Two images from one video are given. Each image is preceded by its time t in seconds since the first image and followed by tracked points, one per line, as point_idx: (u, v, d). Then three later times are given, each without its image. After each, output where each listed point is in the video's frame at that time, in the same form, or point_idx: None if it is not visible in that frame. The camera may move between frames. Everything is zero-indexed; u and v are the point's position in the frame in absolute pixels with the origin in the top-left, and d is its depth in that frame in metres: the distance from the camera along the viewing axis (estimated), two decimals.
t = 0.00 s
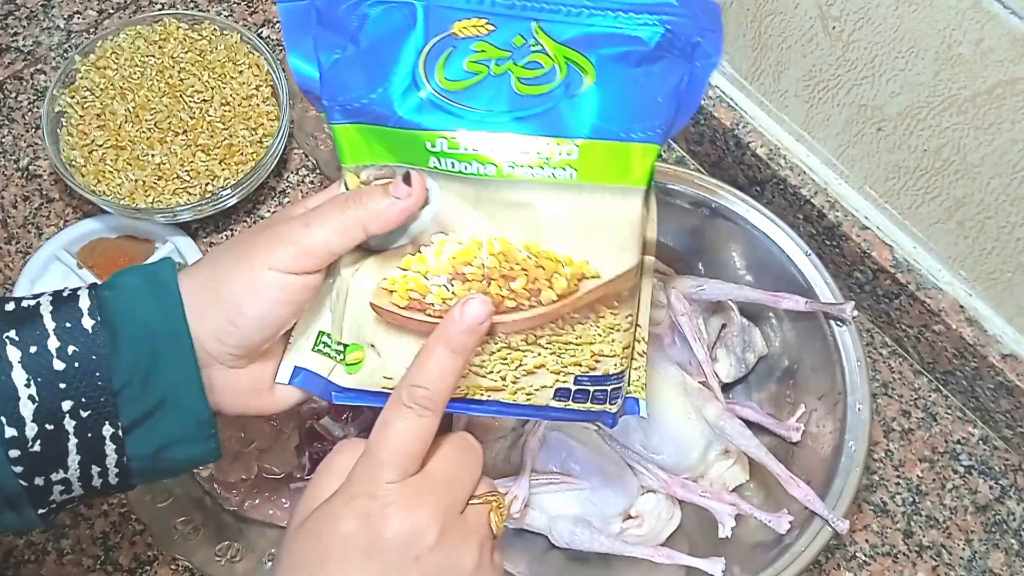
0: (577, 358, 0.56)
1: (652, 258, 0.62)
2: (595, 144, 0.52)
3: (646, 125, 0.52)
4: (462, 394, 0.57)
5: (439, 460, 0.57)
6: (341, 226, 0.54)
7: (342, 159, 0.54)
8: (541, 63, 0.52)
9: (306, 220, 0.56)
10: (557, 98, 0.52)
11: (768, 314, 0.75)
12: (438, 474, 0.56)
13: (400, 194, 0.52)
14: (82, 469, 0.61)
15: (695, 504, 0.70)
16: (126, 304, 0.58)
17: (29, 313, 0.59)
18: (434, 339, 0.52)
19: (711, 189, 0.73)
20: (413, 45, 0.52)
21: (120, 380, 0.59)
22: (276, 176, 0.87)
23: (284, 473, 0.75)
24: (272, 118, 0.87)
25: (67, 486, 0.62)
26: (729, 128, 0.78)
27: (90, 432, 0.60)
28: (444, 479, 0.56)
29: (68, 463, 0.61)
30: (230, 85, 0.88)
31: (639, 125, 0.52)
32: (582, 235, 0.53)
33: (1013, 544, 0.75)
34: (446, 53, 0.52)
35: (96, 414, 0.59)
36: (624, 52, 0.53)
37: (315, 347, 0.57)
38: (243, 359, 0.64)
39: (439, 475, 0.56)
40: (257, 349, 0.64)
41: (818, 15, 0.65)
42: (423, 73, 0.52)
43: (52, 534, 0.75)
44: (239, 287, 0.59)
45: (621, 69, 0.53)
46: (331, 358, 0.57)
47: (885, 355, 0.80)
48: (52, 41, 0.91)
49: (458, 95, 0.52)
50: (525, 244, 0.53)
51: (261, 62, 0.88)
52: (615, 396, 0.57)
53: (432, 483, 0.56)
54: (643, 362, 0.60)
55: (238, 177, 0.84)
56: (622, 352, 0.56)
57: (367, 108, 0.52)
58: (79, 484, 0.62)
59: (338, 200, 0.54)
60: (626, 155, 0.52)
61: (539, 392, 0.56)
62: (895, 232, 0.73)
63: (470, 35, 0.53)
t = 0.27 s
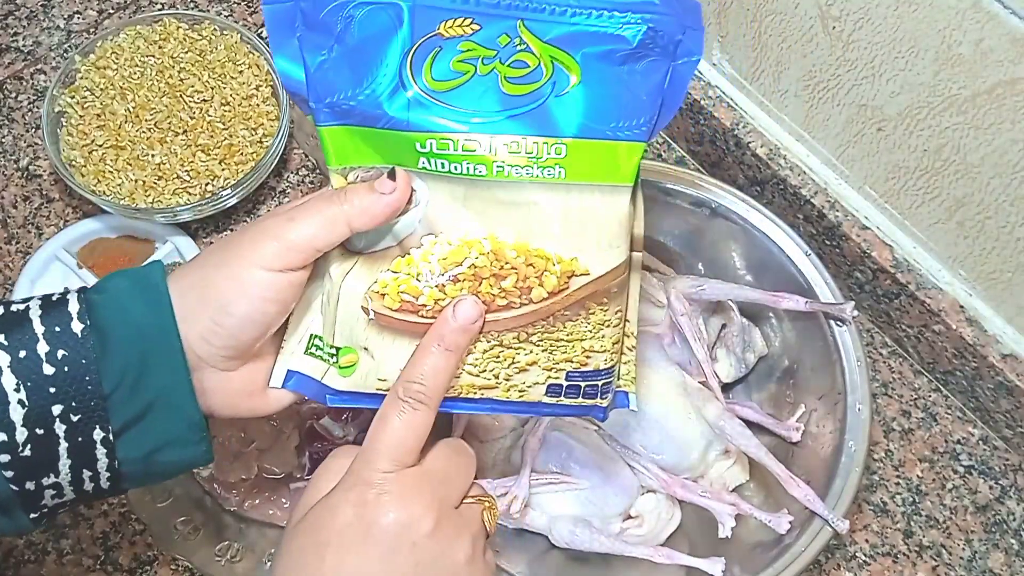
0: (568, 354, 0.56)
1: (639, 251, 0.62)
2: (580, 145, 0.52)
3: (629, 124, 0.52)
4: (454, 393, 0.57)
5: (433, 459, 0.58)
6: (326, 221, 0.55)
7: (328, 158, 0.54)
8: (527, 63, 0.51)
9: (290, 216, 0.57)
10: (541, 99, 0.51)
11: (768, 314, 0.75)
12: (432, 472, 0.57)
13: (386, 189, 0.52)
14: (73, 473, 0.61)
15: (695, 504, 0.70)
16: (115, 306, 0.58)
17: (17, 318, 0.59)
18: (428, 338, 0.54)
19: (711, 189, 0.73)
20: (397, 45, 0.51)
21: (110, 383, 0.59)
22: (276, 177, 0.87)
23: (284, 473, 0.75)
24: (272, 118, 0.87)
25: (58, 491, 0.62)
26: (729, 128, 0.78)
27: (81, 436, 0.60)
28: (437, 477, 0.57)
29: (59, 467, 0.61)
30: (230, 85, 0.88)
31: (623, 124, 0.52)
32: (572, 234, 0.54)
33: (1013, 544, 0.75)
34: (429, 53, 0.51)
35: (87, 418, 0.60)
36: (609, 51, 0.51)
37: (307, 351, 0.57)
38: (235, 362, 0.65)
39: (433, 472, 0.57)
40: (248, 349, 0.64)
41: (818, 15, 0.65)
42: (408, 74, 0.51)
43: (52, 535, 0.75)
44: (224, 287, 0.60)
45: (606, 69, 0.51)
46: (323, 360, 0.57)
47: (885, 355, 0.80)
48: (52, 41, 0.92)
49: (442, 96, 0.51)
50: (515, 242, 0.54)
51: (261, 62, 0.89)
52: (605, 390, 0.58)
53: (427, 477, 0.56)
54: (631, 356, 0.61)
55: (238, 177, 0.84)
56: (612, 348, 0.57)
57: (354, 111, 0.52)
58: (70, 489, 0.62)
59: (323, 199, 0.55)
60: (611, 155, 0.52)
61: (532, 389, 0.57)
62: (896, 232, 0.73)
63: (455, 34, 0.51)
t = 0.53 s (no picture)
0: (561, 368, 0.57)
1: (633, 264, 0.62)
2: (570, 156, 0.54)
3: (620, 138, 0.54)
4: (449, 407, 0.57)
5: (430, 476, 0.57)
6: (311, 226, 0.56)
7: (319, 168, 0.55)
8: (519, 75, 0.53)
9: (278, 219, 0.59)
10: (534, 112, 0.53)
11: (768, 314, 0.75)
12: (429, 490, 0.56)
13: (374, 197, 0.54)
14: (68, 481, 0.62)
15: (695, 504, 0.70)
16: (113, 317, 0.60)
17: (15, 326, 0.60)
18: (422, 351, 0.54)
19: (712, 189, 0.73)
20: (392, 58, 0.52)
21: (106, 392, 0.60)
22: (276, 177, 0.87)
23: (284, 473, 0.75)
24: (272, 118, 0.87)
25: (52, 499, 0.63)
26: (729, 128, 0.78)
27: (77, 445, 0.61)
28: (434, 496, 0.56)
29: (54, 475, 0.62)
30: (230, 85, 0.88)
31: (615, 138, 0.54)
32: (563, 244, 0.55)
33: (1013, 544, 0.75)
34: (423, 66, 0.52)
35: (82, 427, 0.60)
36: (600, 65, 0.53)
37: (301, 365, 0.58)
38: (231, 371, 0.67)
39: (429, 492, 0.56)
40: (244, 358, 0.66)
41: (818, 16, 0.65)
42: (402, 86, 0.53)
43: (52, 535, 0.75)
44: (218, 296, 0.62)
45: (597, 82, 0.53)
46: (316, 374, 0.57)
47: (885, 355, 0.80)
48: (52, 41, 0.92)
49: (437, 107, 0.53)
50: (506, 254, 0.55)
51: (261, 62, 0.89)
52: (599, 405, 0.58)
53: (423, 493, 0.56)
54: (627, 370, 0.61)
55: (239, 177, 0.84)
56: (605, 361, 0.58)
57: (349, 121, 0.53)
58: (65, 497, 0.63)
59: (311, 205, 0.57)
60: (602, 168, 0.55)
61: (524, 403, 0.58)
62: (896, 232, 0.73)
63: (449, 48, 0.52)
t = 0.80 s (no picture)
0: (562, 387, 0.57)
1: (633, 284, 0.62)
2: (574, 175, 0.55)
3: (625, 157, 0.55)
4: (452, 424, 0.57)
5: (438, 491, 0.57)
6: (312, 239, 0.57)
7: (322, 185, 0.56)
8: (525, 94, 0.54)
9: (279, 232, 0.60)
10: (539, 130, 0.54)
11: (768, 314, 0.75)
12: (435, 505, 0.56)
13: (378, 213, 0.55)
14: (69, 494, 0.63)
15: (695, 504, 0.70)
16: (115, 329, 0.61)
17: (18, 338, 0.61)
18: (437, 369, 0.54)
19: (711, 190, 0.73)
20: (399, 75, 0.54)
21: (108, 405, 0.61)
22: (276, 176, 0.87)
23: (284, 474, 0.75)
24: (272, 118, 0.87)
25: (53, 511, 0.64)
26: (729, 128, 0.78)
27: (78, 457, 0.61)
28: (442, 512, 0.56)
29: (55, 488, 0.62)
30: (231, 85, 0.88)
31: (619, 157, 0.55)
32: (565, 263, 0.56)
33: (1013, 544, 0.75)
34: (430, 83, 0.54)
35: (84, 439, 0.61)
36: (605, 85, 0.55)
37: (302, 379, 0.58)
38: (232, 385, 0.67)
39: (436, 508, 0.56)
40: (247, 372, 0.66)
41: (818, 15, 0.65)
42: (408, 101, 0.54)
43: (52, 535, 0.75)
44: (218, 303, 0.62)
45: (601, 102, 0.55)
46: (316, 389, 0.57)
47: (885, 355, 0.80)
48: (52, 41, 0.92)
49: (442, 124, 0.54)
50: (507, 273, 0.56)
51: (261, 62, 0.89)
52: (600, 425, 0.58)
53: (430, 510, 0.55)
54: (628, 392, 0.61)
55: (239, 177, 0.84)
56: (606, 381, 0.58)
57: (354, 136, 0.54)
58: (66, 509, 0.64)
59: (314, 219, 0.57)
60: (606, 187, 0.55)
61: (525, 422, 0.57)
62: (896, 232, 0.73)
63: (456, 66, 0.54)
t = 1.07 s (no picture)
0: (564, 404, 0.57)
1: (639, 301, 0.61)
2: (577, 190, 0.55)
3: (630, 173, 0.55)
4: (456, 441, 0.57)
5: (440, 504, 0.58)
6: (313, 253, 0.58)
7: (325, 197, 0.56)
8: (529, 108, 0.54)
9: (280, 245, 0.61)
10: (543, 144, 0.54)
11: (768, 314, 0.75)
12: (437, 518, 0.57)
13: (379, 226, 0.55)
14: (68, 508, 0.63)
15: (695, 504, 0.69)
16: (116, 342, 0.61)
17: (18, 351, 0.61)
18: (445, 383, 0.54)
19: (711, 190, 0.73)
20: (403, 88, 0.53)
21: (108, 419, 0.61)
22: (276, 176, 0.87)
23: (284, 474, 0.75)
24: (272, 118, 0.87)
25: (52, 524, 0.64)
26: (729, 128, 0.78)
27: (77, 471, 0.61)
28: (443, 524, 0.57)
29: (54, 501, 0.62)
30: (231, 85, 0.88)
31: (624, 173, 0.55)
32: (568, 280, 0.56)
33: (1013, 544, 0.75)
34: (434, 97, 0.53)
35: (83, 453, 0.61)
36: (610, 100, 0.54)
37: (303, 394, 0.58)
38: (232, 399, 0.68)
39: (438, 520, 0.57)
40: (246, 387, 0.67)
41: (818, 15, 0.65)
42: (412, 115, 0.54)
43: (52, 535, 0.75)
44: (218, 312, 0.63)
45: (607, 117, 0.54)
46: (317, 404, 0.57)
47: (885, 355, 0.80)
48: (52, 41, 0.92)
49: (445, 138, 0.54)
50: (509, 288, 0.55)
51: (261, 62, 0.89)
52: (603, 441, 0.58)
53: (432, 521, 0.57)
54: (631, 408, 0.61)
55: (239, 177, 0.84)
56: (609, 399, 0.57)
57: (357, 149, 0.54)
58: (64, 522, 0.64)
59: (315, 232, 0.58)
60: (609, 203, 0.55)
61: (527, 438, 0.57)
62: (896, 232, 0.73)
63: (460, 80, 0.53)
